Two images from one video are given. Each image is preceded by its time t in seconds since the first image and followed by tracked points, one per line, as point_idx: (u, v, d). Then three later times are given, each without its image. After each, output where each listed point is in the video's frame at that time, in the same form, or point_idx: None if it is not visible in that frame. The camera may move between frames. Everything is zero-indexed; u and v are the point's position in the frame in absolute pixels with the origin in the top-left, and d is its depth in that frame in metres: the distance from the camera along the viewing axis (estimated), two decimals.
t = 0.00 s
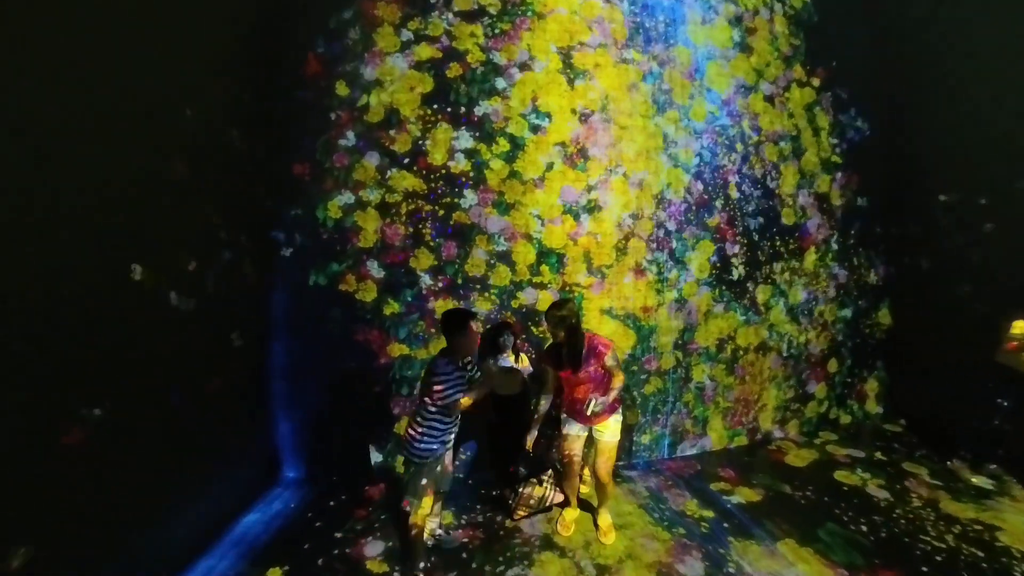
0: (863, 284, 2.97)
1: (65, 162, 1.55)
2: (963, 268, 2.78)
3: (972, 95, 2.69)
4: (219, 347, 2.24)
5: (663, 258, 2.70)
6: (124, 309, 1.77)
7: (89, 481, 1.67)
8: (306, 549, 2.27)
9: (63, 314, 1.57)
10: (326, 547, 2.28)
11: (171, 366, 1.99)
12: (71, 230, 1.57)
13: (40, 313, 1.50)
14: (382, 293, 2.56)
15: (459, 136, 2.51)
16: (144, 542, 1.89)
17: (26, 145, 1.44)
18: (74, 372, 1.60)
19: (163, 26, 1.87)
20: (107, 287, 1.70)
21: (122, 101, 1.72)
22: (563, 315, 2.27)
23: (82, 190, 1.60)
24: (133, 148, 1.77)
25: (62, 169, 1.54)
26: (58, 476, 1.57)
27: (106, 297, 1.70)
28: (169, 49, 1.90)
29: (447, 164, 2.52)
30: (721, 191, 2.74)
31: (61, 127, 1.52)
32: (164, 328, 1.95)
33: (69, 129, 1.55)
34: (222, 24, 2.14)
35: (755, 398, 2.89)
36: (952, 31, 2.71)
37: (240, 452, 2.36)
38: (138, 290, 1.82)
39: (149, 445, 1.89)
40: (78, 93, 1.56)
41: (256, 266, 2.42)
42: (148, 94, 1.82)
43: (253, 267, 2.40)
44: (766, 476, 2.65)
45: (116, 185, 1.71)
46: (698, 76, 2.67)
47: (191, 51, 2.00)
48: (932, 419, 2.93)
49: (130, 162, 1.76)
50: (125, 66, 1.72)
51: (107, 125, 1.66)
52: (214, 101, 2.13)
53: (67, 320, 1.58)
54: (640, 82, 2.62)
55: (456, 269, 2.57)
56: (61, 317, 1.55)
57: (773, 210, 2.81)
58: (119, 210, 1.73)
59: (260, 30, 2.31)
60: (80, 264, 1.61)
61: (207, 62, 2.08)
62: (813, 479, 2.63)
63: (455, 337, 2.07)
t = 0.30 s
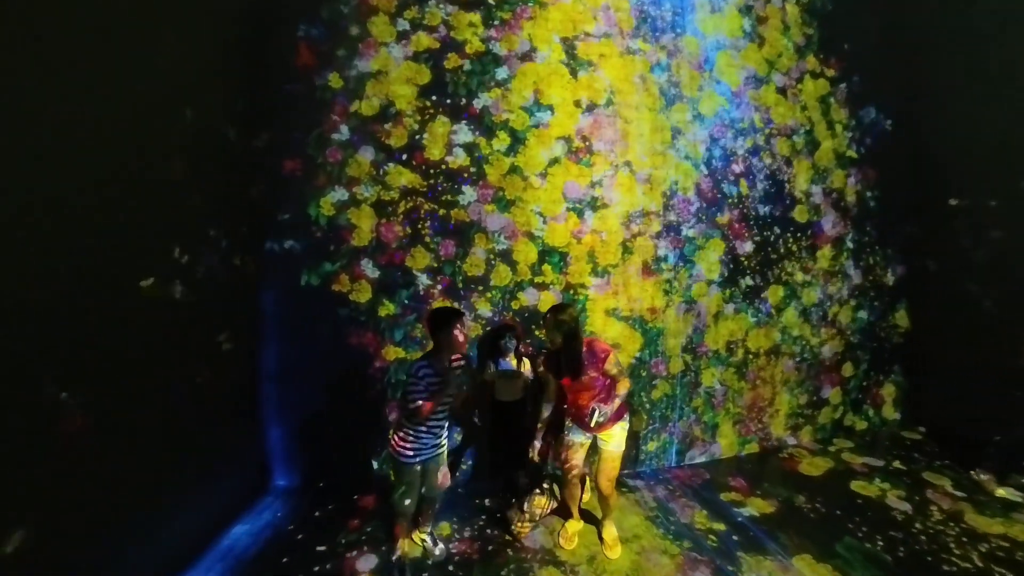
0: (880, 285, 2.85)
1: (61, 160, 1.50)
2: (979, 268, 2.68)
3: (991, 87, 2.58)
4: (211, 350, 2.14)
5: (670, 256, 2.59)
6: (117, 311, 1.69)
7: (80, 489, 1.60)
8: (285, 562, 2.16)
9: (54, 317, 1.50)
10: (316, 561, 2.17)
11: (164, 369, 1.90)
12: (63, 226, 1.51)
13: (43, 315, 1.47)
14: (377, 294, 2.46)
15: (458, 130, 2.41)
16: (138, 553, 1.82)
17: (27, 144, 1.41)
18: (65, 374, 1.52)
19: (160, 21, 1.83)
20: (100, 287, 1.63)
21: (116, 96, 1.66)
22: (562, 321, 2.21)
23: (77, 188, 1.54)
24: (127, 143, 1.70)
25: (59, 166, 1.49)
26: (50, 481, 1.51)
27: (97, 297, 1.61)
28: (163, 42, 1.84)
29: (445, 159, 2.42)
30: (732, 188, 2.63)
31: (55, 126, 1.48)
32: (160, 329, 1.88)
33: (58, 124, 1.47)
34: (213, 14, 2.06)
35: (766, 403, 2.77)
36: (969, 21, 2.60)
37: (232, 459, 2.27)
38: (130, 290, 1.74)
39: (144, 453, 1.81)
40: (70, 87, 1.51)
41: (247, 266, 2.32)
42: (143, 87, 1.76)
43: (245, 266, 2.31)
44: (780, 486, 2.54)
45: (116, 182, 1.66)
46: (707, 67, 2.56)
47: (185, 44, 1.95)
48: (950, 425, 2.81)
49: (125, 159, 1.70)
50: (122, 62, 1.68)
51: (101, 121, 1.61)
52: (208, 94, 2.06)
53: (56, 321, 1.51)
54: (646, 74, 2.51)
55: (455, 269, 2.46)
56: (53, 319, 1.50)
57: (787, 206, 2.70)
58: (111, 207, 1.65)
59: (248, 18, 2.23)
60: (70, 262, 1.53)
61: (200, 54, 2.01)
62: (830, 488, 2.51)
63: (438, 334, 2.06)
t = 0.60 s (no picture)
0: (893, 286, 2.78)
1: (61, 158, 1.44)
2: (984, 269, 2.60)
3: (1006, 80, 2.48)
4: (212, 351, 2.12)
5: (677, 257, 2.53)
6: (121, 312, 1.67)
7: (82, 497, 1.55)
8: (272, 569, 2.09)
9: (55, 319, 1.45)
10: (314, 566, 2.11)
11: (166, 372, 1.87)
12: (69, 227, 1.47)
13: (46, 318, 1.42)
14: (377, 296, 2.42)
15: (458, 128, 2.36)
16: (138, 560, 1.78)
17: (26, 143, 1.34)
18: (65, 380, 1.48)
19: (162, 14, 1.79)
20: (99, 289, 1.58)
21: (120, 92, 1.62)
22: (564, 324, 2.11)
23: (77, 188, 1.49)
24: (129, 141, 1.67)
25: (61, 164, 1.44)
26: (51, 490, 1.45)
27: (98, 298, 1.58)
28: (164, 38, 1.81)
29: (445, 159, 2.37)
30: (741, 187, 2.57)
31: (55, 121, 1.42)
32: (161, 332, 1.84)
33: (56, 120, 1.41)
34: (212, 12, 2.03)
35: (776, 407, 2.71)
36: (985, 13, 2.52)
37: (230, 463, 2.24)
38: (130, 291, 1.70)
39: (145, 457, 1.77)
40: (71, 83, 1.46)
41: (246, 268, 2.30)
42: (144, 84, 1.72)
43: (242, 268, 2.28)
44: (791, 494, 2.47)
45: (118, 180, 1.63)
46: (714, 64, 2.51)
47: (186, 41, 1.91)
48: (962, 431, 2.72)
49: (127, 158, 1.67)
50: (124, 57, 1.63)
51: (103, 118, 1.56)
52: (207, 92, 2.03)
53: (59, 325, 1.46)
54: (652, 71, 2.45)
55: (456, 270, 2.41)
56: (55, 322, 1.44)
57: (797, 206, 2.63)
58: (109, 205, 1.60)
59: (246, 16, 2.20)
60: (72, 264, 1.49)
61: (200, 51, 1.97)
62: (842, 496, 2.44)
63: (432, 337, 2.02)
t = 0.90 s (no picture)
0: (891, 286, 2.80)
1: (64, 157, 1.46)
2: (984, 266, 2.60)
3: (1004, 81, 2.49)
4: (219, 348, 2.17)
5: (677, 257, 2.56)
6: (126, 308, 1.69)
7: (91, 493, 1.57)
8: (265, 563, 2.14)
9: (66, 316, 1.48)
10: (320, 559, 2.17)
11: (172, 369, 1.90)
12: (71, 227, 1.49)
13: (48, 316, 1.43)
14: (380, 295, 2.46)
15: (460, 130, 2.41)
16: (148, 555, 1.81)
17: (26, 144, 1.35)
18: (79, 376, 1.52)
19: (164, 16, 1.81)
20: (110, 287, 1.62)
21: (123, 92, 1.65)
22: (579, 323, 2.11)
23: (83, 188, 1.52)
24: (137, 143, 1.71)
25: (63, 163, 1.45)
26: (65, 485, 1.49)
27: (108, 297, 1.62)
28: (169, 41, 1.84)
29: (447, 160, 2.41)
30: (740, 188, 2.59)
31: (55, 120, 1.43)
32: (166, 329, 1.87)
33: (65, 121, 1.45)
34: (217, 17, 2.07)
35: (776, 406, 2.73)
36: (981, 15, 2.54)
37: (238, 459, 2.29)
38: (139, 290, 1.74)
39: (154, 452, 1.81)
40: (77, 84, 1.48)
41: (253, 268, 2.36)
42: (148, 85, 1.75)
43: (248, 267, 2.33)
44: (789, 491, 2.49)
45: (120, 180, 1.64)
46: (713, 66, 2.54)
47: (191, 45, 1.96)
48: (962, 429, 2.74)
49: (134, 159, 1.70)
50: (128, 58, 1.66)
51: (109, 119, 1.60)
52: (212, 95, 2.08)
53: (66, 323, 1.48)
54: (652, 73, 2.49)
55: (458, 269, 2.45)
56: (57, 321, 1.45)
57: (796, 206, 2.65)
58: (116, 207, 1.63)
59: (252, 22, 2.26)
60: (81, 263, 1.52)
61: (204, 55, 2.02)
62: (840, 493, 2.47)
63: (431, 341, 2.04)
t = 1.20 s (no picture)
0: (881, 286, 2.86)
1: (68, 158, 1.51)
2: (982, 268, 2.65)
3: (1002, 83, 2.54)
4: (225, 345, 2.24)
5: (675, 257, 2.62)
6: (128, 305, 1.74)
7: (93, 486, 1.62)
8: (262, 557, 2.20)
9: (71, 313, 1.54)
10: (324, 552, 2.22)
11: (175, 366, 1.96)
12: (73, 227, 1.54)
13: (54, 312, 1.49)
14: (383, 295, 2.52)
15: (460, 133, 2.46)
16: (153, 547, 1.86)
17: (27, 143, 1.40)
18: (84, 371, 1.58)
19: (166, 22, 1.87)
20: (115, 286, 1.68)
21: (123, 95, 1.70)
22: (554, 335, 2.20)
23: (89, 188, 1.58)
24: (137, 146, 1.76)
25: (65, 163, 1.51)
26: (72, 478, 1.54)
27: (112, 295, 1.67)
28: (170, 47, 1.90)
29: (448, 162, 2.47)
30: (736, 190, 2.65)
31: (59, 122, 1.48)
32: (167, 326, 1.92)
33: (70, 124, 1.52)
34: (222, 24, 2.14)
35: (770, 404, 2.79)
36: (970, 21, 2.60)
37: (243, 455, 2.34)
38: (142, 289, 1.80)
39: (158, 447, 1.87)
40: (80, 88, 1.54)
41: (257, 268, 2.42)
42: (149, 90, 1.81)
43: (252, 267, 2.39)
44: (782, 487, 2.55)
45: (121, 182, 1.70)
46: (708, 71, 2.59)
47: (194, 50, 2.02)
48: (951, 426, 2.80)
49: (134, 161, 1.76)
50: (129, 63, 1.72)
51: (110, 122, 1.65)
52: (213, 100, 2.13)
53: (70, 320, 1.54)
54: (649, 78, 2.55)
55: (459, 269, 2.51)
56: (62, 317, 1.51)
57: (789, 208, 2.71)
58: (119, 209, 1.69)
59: (257, 29, 2.33)
60: (87, 263, 1.58)
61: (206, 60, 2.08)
62: (831, 487, 2.53)
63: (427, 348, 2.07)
